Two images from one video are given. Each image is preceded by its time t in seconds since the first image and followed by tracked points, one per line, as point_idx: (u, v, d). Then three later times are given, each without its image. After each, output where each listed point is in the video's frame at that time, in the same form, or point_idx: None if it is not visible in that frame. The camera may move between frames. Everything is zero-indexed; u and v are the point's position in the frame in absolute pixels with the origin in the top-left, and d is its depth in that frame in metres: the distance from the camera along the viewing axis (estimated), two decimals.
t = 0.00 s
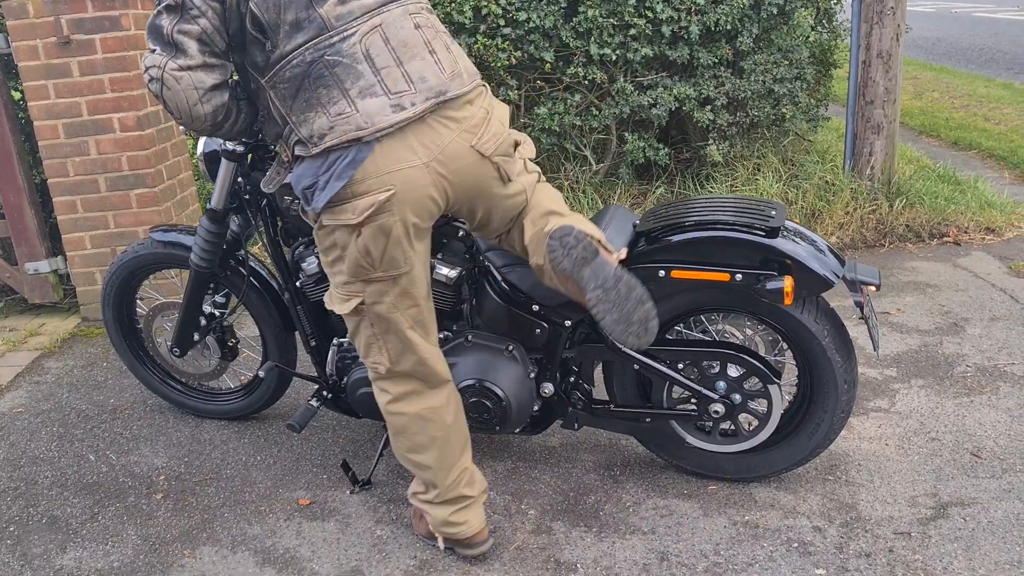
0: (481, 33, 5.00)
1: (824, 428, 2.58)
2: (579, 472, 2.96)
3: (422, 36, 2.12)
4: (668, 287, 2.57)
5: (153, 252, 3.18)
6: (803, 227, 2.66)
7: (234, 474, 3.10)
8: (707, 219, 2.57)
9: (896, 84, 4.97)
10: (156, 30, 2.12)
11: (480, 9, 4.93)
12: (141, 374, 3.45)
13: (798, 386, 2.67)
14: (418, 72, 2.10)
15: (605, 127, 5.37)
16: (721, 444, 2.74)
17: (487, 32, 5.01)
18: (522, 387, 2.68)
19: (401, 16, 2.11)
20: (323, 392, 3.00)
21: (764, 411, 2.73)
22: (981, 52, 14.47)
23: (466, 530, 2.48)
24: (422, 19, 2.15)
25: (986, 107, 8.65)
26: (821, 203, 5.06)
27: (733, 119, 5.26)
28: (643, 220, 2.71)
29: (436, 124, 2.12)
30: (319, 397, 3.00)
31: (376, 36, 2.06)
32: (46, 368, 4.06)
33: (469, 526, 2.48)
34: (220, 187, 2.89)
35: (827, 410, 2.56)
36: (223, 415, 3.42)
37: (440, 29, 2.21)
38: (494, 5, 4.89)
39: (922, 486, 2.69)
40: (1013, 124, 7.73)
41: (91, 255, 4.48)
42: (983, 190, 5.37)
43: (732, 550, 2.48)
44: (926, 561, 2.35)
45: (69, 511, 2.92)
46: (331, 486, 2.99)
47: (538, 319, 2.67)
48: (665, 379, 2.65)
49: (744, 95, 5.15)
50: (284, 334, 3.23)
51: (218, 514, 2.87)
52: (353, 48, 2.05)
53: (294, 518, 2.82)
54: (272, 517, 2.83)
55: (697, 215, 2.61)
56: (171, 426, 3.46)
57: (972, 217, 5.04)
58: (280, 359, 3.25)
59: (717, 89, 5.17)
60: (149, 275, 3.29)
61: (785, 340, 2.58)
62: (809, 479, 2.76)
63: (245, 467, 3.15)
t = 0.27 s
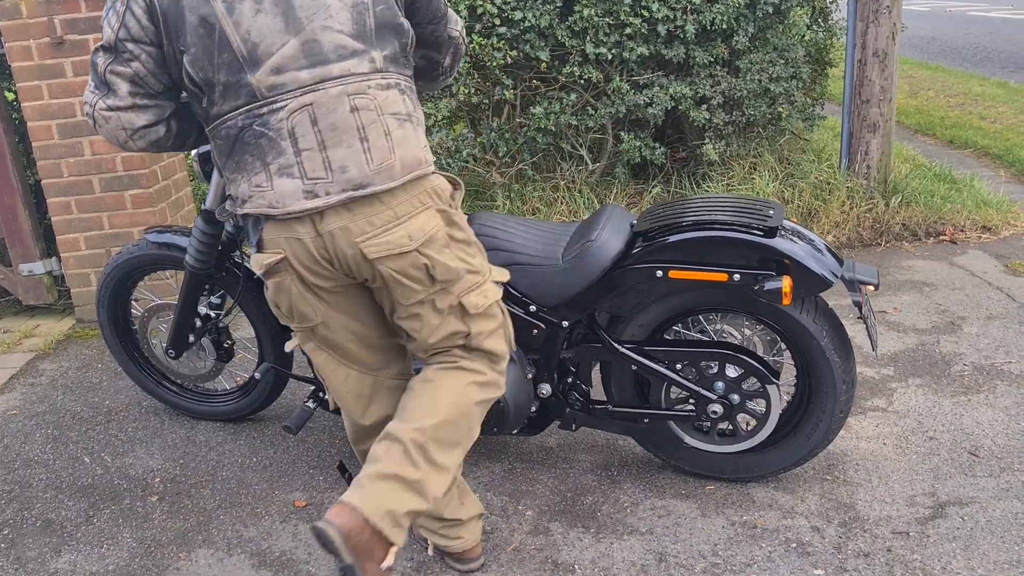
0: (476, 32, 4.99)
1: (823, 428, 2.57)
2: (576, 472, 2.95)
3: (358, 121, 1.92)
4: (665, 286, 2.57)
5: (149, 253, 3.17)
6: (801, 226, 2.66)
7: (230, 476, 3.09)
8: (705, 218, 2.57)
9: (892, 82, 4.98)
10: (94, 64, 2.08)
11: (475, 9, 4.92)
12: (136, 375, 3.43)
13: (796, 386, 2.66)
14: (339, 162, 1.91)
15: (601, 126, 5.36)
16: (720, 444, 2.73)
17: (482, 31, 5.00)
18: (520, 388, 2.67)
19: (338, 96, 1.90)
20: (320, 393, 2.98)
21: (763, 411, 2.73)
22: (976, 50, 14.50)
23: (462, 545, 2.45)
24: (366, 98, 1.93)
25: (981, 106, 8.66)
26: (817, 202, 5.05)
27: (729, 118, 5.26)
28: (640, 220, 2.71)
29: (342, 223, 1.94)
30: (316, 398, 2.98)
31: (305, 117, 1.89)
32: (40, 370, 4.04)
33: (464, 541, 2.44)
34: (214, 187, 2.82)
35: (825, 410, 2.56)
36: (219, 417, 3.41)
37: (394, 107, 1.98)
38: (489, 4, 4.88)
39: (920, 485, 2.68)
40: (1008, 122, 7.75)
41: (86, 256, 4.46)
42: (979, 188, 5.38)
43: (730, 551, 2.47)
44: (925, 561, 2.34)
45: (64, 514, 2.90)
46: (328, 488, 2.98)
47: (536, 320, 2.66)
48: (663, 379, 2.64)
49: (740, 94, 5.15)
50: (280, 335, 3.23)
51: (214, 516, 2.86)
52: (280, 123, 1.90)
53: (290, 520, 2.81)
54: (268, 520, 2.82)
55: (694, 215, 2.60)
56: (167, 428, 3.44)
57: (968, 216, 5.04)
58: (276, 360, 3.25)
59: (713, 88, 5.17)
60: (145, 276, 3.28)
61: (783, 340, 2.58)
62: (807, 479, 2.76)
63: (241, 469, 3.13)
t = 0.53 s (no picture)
0: (472, 31, 4.96)
1: (822, 427, 2.55)
2: (574, 473, 2.93)
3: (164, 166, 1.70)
4: (663, 285, 2.54)
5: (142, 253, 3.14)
6: (799, 224, 2.64)
7: (225, 478, 3.06)
8: (703, 217, 2.54)
9: (889, 80, 4.96)
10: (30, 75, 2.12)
11: (470, 8, 4.89)
12: (129, 378, 3.40)
13: (795, 386, 2.64)
14: (143, 209, 1.74)
15: (598, 125, 5.34)
16: (719, 444, 2.71)
17: (478, 30, 4.97)
18: (517, 388, 2.66)
19: (144, 138, 1.70)
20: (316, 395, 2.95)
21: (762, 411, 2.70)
22: (971, 49, 14.53)
23: (407, 553, 2.35)
24: (178, 143, 1.71)
25: (977, 104, 8.67)
26: (815, 201, 5.04)
27: (726, 117, 5.24)
28: (637, 218, 2.68)
29: (154, 271, 1.77)
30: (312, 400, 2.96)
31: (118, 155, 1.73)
32: (33, 372, 4.00)
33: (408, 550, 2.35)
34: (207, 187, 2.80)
35: (825, 409, 2.54)
36: (213, 419, 3.38)
37: (216, 156, 1.72)
38: (485, 3, 4.85)
39: (920, 485, 2.67)
40: (1004, 120, 7.75)
41: (80, 257, 4.42)
42: (977, 186, 5.37)
43: (730, 552, 2.45)
44: (926, 562, 2.32)
45: (57, 517, 2.87)
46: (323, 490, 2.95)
47: (533, 319, 2.64)
48: (661, 379, 2.62)
49: (736, 92, 5.13)
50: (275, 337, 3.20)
51: (209, 519, 2.83)
52: (106, 156, 1.75)
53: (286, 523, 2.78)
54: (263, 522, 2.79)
55: (692, 213, 2.58)
56: (161, 430, 3.41)
57: (966, 214, 5.03)
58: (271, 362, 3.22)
59: (710, 87, 5.15)
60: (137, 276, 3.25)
61: (782, 339, 2.56)
62: (806, 479, 2.74)
63: (236, 471, 3.10)
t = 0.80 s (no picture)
0: (466, 33, 4.94)
1: (825, 429, 2.54)
2: (575, 478, 2.91)
3: None
4: (664, 288, 2.52)
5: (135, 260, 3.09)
6: (799, 225, 2.62)
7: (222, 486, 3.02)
8: (704, 218, 2.52)
9: (884, 81, 4.96)
10: None
11: (464, 10, 4.86)
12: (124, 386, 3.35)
13: (797, 388, 2.62)
14: None
15: (592, 127, 5.33)
16: (720, 448, 2.69)
17: (472, 32, 4.95)
18: (517, 393, 2.64)
19: None
20: (314, 401, 2.92)
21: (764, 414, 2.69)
22: (960, 49, 14.62)
23: None
24: None
25: (968, 104, 8.72)
26: (810, 202, 5.03)
27: (721, 118, 5.23)
28: (637, 220, 2.66)
29: None
30: (309, 406, 2.93)
31: None
32: (26, 380, 3.95)
33: None
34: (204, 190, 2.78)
35: (827, 411, 2.52)
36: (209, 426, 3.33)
37: None
38: (479, 5, 4.83)
39: (923, 486, 2.65)
40: (995, 120, 7.79)
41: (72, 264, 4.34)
42: (971, 186, 5.38)
43: (734, 557, 2.43)
44: (931, 565, 2.31)
45: (51, 528, 2.83)
46: (322, 497, 2.92)
47: (533, 323, 2.62)
48: (662, 383, 2.59)
49: (731, 93, 5.12)
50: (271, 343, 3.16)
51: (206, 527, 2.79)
52: None
53: (285, 531, 2.75)
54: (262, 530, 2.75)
55: (694, 215, 2.56)
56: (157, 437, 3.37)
57: (961, 214, 5.03)
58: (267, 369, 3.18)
59: (704, 88, 5.14)
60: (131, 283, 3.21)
61: (784, 341, 2.54)
62: (809, 481, 2.72)
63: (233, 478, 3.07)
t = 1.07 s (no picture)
0: (460, 48, 4.94)
1: (831, 441, 2.53)
2: (579, 493, 2.89)
3: None
4: (669, 302, 2.51)
5: (133, 279, 3.07)
6: (802, 237, 2.62)
7: (222, 506, 2.99)
8: (708, 231, 2.52)
9: (875, 93, 5.00)
10: None
11: (458, 25, 4.86)
12: (123, 405, 3.32)
13: (802, 400, 2.62)
14: None
15: (586, 141, 5.34)
16: (726, 461, 2.67)
17: (466, 47, 4.95)
18: (521, 408, 2.62)
19: None
20: (316, 419, 2.90)
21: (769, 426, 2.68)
22: (943, 61, 14.80)
23: None
24: None
25: (954, 115, 8.81)
26: (804, 213, 5.06)
27: (714, 131, 5.25)
28: (640, 234, 2.66)
29: None
30: (312, 424, 2.91)
31: None
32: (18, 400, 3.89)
33: None
34: (203, 207, 2.76)
35: (833, 424, 2.51)
36: (208, 444, 3.30)
37: None
38: (473, 20, 4.83)
39: (929, 498, 2.66)
40: (983, 130, 7.87)
41: (64, 282, 4.28)
42: (962, 196, 5.42)
43: (743, 571, 2.42)
44: None
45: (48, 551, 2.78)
46: (324, 516, 2.89)
47: (537, 338, 2.61)
48: (668, 397, 2.58)
49: (724, 106, 5.15)
50: (270, 360, 3.13)
51: (207, 548, 2.76)
52: None
53: (287, 551, 2.71)
54: (264, 551, 2.72)
55: (697, 228, 2.56)
56: (154, 457, 3.33)
57: (953, 224, 5.06)
58: (267, 386, 3.15)
59: (698, 101, 5.16)
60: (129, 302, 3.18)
61: (789, 354, 2.53)
62: (814, 494, 2.71)
63: (233, 498, 3.03)
